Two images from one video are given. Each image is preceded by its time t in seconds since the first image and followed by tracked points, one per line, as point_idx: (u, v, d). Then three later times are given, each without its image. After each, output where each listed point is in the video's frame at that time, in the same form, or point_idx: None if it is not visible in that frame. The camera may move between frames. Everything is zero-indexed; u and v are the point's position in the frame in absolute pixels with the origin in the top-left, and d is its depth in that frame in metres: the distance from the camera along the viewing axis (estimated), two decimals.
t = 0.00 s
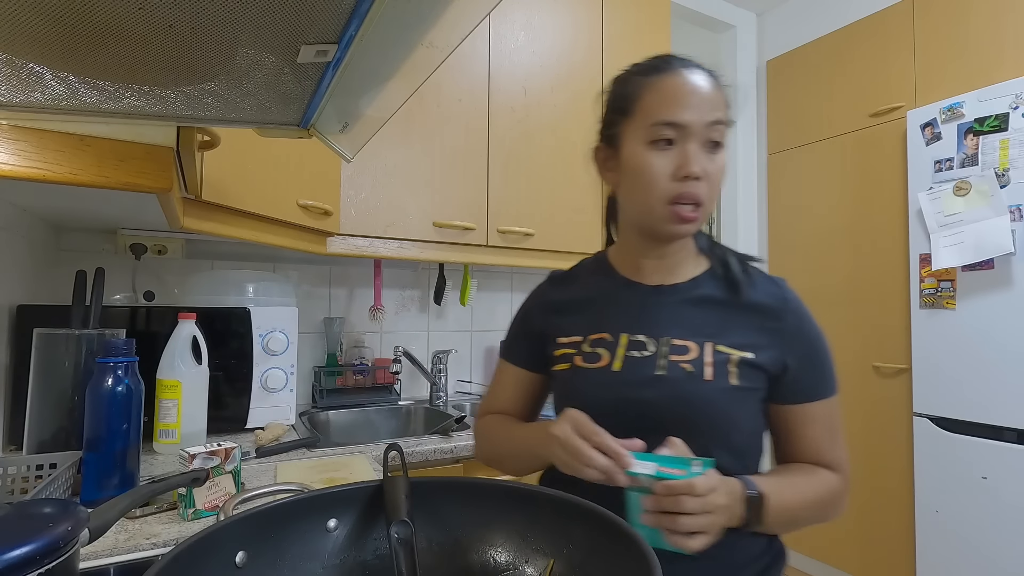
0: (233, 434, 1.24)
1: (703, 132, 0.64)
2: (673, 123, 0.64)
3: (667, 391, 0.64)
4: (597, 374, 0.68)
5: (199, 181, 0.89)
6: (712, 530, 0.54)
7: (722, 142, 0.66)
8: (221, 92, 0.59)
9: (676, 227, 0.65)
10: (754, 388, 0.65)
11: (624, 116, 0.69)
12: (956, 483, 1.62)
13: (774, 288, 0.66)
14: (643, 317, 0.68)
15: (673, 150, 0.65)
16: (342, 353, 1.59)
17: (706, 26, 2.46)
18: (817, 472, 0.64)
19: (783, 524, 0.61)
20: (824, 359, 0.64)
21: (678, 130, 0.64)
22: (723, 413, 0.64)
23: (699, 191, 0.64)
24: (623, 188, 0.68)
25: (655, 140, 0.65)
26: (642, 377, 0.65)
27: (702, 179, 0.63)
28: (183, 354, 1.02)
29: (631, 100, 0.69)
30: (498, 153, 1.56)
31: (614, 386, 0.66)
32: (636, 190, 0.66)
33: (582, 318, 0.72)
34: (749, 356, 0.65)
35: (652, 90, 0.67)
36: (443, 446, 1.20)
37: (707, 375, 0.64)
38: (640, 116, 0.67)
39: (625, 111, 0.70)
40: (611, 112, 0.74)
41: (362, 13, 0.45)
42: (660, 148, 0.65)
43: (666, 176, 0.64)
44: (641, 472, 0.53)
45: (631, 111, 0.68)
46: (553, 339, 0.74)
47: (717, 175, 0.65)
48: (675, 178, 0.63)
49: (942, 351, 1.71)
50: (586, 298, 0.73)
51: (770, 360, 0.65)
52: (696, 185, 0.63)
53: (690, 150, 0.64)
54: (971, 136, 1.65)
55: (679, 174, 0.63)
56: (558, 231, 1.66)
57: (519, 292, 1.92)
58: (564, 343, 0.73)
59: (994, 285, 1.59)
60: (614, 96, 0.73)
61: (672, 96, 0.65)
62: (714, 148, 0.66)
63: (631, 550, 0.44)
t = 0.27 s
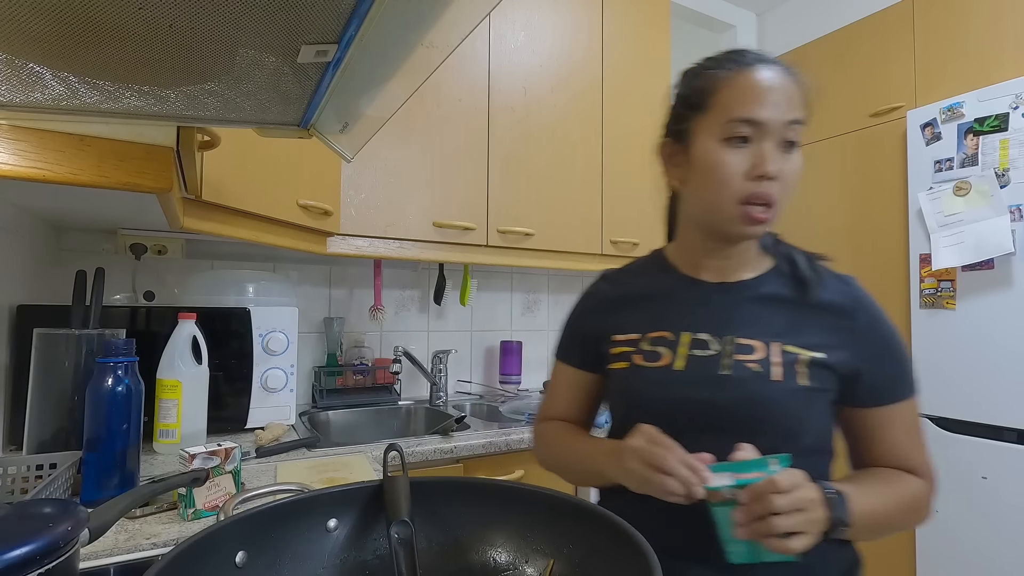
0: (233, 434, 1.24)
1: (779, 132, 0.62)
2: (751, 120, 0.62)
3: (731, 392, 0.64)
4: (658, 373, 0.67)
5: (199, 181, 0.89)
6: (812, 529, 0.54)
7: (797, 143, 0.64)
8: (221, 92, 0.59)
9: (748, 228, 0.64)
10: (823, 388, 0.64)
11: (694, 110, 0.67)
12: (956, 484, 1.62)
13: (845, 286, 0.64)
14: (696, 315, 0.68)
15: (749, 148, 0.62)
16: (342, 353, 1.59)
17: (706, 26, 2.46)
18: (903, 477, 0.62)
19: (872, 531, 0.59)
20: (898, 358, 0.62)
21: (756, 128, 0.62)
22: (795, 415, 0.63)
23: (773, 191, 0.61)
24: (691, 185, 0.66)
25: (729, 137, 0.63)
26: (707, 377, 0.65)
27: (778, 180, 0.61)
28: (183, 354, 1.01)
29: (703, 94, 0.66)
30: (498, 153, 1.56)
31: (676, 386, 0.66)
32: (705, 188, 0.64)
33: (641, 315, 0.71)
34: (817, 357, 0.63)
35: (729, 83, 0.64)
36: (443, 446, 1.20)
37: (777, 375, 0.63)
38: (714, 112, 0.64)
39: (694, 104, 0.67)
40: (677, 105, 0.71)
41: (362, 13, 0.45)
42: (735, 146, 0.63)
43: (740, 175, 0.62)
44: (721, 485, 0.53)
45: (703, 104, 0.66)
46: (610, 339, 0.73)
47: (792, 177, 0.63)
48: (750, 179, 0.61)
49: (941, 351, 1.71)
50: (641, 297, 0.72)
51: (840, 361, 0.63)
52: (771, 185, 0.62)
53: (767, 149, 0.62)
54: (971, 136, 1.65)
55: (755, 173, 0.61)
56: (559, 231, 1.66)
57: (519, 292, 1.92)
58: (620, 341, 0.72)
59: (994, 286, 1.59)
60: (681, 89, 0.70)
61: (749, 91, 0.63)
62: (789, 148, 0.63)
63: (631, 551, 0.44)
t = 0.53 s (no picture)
0: (233, 434, 1.24)
1: (868, 132, 0.61)
2: (840, 119, 0.61)
3: (813, 405, 0.64)
4: (739, 384, 0.67)
5: (199, 181, 0.89)
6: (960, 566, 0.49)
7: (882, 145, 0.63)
8: (222, 92, 0.59)
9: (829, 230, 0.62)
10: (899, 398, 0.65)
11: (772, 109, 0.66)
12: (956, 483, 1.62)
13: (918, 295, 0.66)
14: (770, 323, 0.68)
15: (837, 147, 0.61)
16: (342, 353, 1.59)
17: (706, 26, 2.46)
18: (973, 482, 0.65)
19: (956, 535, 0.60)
20: (969, 368, 0.65)
21: (843, 127, 0.61)
22: (878, 426, 0.63)
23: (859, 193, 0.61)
24: (771, 183, 0.65)
25: (814, 136, 0.62)
26: (789, 388, 0.65)
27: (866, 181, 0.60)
28: (183, 354, 1.01)
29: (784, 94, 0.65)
30: (498, 153, 1.56)
31: (758, 398, 0.66)
32: (789, 187, 0.62)
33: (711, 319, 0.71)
34: (893, 368, 0.64)
35: (814, 82, 0.63)
36: (443, 446, 1.20)
37: (862, 389, 0.63)
38: (800, 110, 0.63)
39: (773, 104, 0.66)
40: (750, 106, 0.71)
41: (362, 13, 0.45)
42: (822, 145, 0.62)
43: (827, 174, 0.60)
44: (852, 532, 0.50)
45: (783, 103, 0.65)
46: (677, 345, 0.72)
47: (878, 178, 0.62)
48: (837, 179, 0.60)
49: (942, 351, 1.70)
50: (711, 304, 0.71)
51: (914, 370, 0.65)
52: (858, 187, 0.60)
53: (856, 148, 0.61)
54: (971, 136, 1.65)
55: (845, 174, 0.60)
56: (559, 232, 1.66)
57: (519, 292, 1.92)
58: (688, 346, 0.71)
59: (994, 286, 1.59)
60: (756, 90, 0.70)
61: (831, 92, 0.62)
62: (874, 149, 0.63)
63: (632, 552, 0.44)
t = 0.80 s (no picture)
0: (233, 433, 1.24)
1: (969, 129, 0.57)
2: (942, 117, 0.57)
3: (930, 424, 0.64)
4: (864, 405, 0.62)
5: (199, 181, 0.89)
6: None
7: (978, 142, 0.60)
8: (222, 91, 0.59)
9: (924, 232, 0.60)
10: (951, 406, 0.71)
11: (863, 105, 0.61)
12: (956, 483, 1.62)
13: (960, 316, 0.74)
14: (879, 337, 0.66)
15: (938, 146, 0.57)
16: (342, 353, 1.59)
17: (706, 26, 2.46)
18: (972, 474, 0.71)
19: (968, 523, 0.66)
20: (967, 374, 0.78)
21: (945, 125, 0.57)
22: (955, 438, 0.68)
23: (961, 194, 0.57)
24: (862, 186, 0.61)
25: (915, 135, 0.58)
26: (906, 407, 0.63)
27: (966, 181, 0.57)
28: (183, 354, 1.01)
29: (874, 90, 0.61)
30: (498, 153, 1.56)
31: (881, 419, 0.62)
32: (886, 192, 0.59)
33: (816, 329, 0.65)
34: (957, 380, 0.70)
35: (911, 77, 0.59)
36: (443, 446, 1.20)
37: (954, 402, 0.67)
38: (898, 107, 0.59)
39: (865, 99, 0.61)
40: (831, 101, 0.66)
41: (362, 13, 0.45)
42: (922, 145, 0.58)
43: (928, 176, 0.57)
44: None
45: (876, 99, 0.61)
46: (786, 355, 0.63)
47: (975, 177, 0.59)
48: (939, 180, 0.57)
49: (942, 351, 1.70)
50: (814, 311, 0.65)
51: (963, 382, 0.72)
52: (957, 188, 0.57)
53: (956, 147, 0.57)
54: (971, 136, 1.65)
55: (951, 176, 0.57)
56: (559, 232, 1.66)
57: (519, 292, 1.92)
58: (802, 361, 0.63)
59: (994, 286, 1.59)
60: (840, 85, 0.65)
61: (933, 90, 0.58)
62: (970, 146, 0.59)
63: (632, 552, 0.44)
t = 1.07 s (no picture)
0: (232, 434, 1.24)
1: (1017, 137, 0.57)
2: (990, 125, 0.57)
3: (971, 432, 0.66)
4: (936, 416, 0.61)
5: (199, 181, 0.89)
6: None
7: None
8: (222, 91, 0.59)
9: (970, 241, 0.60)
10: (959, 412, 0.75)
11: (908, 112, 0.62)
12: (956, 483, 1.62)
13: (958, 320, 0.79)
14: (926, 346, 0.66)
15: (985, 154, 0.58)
16: (342, 353, 1.59)
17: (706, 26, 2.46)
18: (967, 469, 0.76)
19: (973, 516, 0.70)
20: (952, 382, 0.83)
21: (991, 133, 0.58)
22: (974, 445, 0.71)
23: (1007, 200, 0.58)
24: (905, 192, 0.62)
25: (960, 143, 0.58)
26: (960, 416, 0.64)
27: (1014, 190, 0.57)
28: (183, 354, 1.01)
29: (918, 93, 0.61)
30: (498, 153, 1.56)
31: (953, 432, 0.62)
32: (932, 199, 0.59)
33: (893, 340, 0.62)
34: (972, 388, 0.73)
35: (957, 83, 0.59)
36: (443, 446, 1.20)
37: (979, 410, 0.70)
38: (942, 114, 0.59)
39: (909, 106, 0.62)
40: (872, 109, 0.67)
41: (362, 13, 0.45)
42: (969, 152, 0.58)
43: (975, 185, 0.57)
44: None
45: (920, 106, 0.61)
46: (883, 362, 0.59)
47: None
48: (986, 189, 0.57)
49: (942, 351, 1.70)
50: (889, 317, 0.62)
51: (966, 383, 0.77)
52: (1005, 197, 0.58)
53: (1005, 155, 0.57)
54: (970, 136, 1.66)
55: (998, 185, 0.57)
56: (559, 232, 1.66)
57: (519, 292, 1.92)
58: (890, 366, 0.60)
59: (994, 286, 1.59)
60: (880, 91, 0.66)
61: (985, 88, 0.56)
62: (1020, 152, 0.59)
63: (632, 552, 0.44)
